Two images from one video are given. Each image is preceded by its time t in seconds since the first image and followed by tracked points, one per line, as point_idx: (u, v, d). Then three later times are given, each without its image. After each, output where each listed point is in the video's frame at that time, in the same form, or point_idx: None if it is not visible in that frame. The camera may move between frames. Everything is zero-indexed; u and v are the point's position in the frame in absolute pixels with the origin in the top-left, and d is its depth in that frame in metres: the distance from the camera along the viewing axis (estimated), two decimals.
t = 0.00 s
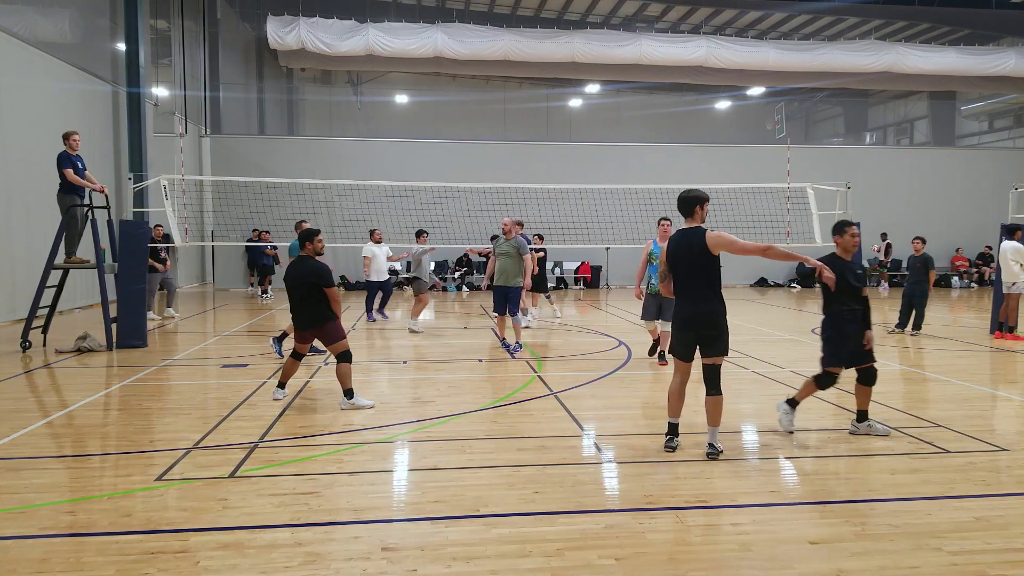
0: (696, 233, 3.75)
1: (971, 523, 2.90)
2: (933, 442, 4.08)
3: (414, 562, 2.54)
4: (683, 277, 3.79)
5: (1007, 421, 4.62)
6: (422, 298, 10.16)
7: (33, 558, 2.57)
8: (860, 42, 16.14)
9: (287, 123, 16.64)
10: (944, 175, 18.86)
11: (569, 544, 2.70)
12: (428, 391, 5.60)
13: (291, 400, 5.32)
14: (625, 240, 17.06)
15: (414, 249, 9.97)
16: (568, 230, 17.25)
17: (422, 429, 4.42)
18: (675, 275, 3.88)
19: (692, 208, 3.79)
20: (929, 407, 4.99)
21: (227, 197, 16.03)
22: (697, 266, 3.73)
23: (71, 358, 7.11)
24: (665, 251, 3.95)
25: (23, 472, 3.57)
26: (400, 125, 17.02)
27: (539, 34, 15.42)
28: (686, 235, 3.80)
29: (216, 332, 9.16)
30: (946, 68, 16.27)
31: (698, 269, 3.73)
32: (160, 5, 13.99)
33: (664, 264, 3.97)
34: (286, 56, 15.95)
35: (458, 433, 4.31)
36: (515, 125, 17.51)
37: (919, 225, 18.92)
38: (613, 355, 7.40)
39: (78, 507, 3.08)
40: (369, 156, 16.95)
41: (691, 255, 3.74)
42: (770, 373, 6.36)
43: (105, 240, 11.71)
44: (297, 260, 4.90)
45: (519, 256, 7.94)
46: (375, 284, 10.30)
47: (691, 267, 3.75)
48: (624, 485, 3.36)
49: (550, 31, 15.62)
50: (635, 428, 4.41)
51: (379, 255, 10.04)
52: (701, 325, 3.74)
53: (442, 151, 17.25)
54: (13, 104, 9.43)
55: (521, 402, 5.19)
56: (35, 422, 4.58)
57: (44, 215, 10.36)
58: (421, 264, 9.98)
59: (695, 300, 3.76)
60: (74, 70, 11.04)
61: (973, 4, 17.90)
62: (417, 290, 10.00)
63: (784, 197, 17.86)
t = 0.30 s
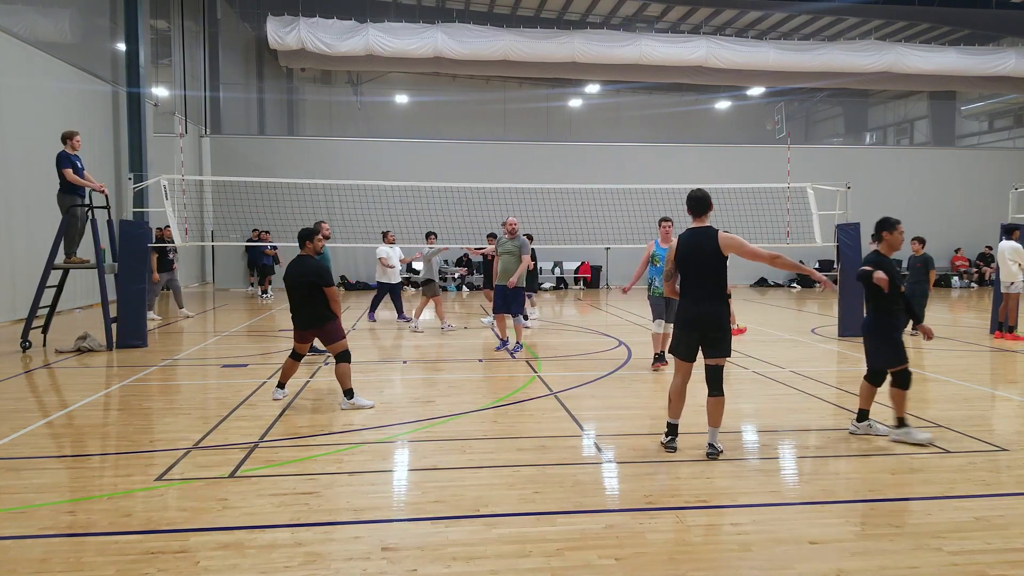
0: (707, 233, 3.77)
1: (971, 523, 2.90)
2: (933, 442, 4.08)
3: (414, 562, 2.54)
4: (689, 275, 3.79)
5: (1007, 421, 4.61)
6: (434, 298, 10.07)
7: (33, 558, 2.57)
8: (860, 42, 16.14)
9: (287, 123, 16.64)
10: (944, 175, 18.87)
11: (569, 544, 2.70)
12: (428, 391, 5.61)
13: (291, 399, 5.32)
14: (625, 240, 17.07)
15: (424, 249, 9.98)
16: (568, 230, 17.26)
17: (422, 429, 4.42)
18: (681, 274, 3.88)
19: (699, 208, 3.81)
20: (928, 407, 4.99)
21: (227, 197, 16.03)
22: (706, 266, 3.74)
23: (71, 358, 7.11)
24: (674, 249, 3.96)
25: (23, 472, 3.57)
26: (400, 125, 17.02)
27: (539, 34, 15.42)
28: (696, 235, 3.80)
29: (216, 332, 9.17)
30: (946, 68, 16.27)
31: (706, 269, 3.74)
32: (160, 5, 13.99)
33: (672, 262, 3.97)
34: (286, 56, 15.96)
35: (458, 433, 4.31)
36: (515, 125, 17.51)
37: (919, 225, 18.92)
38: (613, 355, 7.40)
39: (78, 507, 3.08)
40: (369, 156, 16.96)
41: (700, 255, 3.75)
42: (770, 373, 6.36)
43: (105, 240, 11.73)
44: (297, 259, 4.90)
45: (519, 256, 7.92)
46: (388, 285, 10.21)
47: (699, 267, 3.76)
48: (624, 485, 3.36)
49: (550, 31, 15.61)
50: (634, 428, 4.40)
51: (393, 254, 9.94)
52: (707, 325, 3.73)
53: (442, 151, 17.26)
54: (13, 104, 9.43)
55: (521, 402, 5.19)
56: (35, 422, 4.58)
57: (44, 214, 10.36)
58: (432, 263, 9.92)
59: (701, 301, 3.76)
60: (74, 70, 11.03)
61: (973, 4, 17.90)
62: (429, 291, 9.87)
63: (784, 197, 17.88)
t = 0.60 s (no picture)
0: (707, 234, 3.77)
1: (971, 523, 2.90)
2: (933, 442, 4.08)
3: (414, 562, 2.54)
4: (688, 275, 3.78)
5: (1007, 421, 4.62)
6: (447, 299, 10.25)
7: (33, 558, 2.57)
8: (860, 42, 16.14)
9: (287, 123, 16.64)
10: (944, 175, 18.87)
11: (569, 544, 2.70)
12: (428, 391, 5.61)
13: (291, 399, 5.32)
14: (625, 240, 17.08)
15: (438, 249, 10.04)
16: (568, 230, 17.27)
17: (422, 429, 4.42)
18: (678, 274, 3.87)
19: (698, 209, 3.81)
20: (928, 407, 4.99)
21: (227, 197, 16.03)
22: (705, 267, 3.74)
23: (71, 358, 7.11)
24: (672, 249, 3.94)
25: (23, 472, 3.57)
26: (400, 125, 17.01)
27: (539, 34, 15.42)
28: (695, 235, 3.80)
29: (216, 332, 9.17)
30: (946, 68, 16.26)
31: (705, 270, 3.74)
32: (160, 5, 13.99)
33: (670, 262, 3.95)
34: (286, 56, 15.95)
35: (457, 433, 4.31)
36: (515, 125, 17.51)
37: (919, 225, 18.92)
38: (613, 355, 7.41)
39: (78, 507, 3.08)
40: (369, 156, 16.96)
41: (699, 255, 3.75)
42: (770, 373, 6.37)
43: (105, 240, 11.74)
44: (297, 259, 4.90)
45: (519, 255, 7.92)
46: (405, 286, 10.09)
47: (698, 267, 3.75)
48: (624, 485, 3.36)
49: (550, 31, 15.61)
50: (634, 429, 4.40)
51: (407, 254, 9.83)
52: (704, 326, 3.74)
53: (441, 151, 17.25)
54: (13, 104, 9.42)
55: (521, 402, 5.19)
56: (35, 422, 4.58)
57: (44, 214, 10.36)
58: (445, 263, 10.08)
59: (699, 301, 3.75)
60: (74, 70, 11.04)
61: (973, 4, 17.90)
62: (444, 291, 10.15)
63: (784, 197, 17.89)
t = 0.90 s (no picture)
0: (696, 234, 3.78)
1: (971, 523, 2.90)
2: (933, 442, 4.08)
3: (414, 562, 2.54)
4: (678, 275, 3.77)
5: (1007, 421, 4.61)
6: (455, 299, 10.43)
7: (33, 558, 2.57)
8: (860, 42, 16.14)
9: (287, 123, 16.64)
10: (944, 175, 18.87)
11: (569, 544, 2.70)
12: (428, 391, 5.61)
13: (291, 399, 5.32)
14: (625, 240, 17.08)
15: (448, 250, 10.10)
16: (568, 230, 17.28)
17: (422, 429, 4.42)
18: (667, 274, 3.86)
19: (687, 209, 3.82)
20: (929, 407, 4.99)
21: (227, 197, 16.03)
22: (695, 267, 3.75)
23: (71, 358, 7.11)
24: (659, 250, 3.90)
25: (23, 472, 3.57)
26: (400, 125, 17.02)
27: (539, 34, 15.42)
28: (685, 235, 3.80)
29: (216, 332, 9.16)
30: (946, 68, 16.26)
31: (694, 270, 3.75)
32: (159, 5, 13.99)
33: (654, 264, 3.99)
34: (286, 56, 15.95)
35: (457, 433, 4.31)
36: (515, 125, 17.51)
37: (919, 225, 18.93)
38: (613, 355, 7.41)
39: (78, 507, 3.08)
40: (369, 156, 16.96)
41: (689, 255, 3.76)
42: (770, 373, 6.37)
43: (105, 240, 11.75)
44: (298, 259, 4.88)
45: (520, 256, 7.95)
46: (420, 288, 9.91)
47: (688, 267, 3.76)
48: (624, 485, 3.36)
49: (550, 31, 15.61)
50: (635, 429, 4.40)
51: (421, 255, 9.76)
52: (695, 326, 3.74)
53: (441, 151, 17.25)
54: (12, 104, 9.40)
55: (521, 402, 5.19)
56: (35, 422, 4.58)
57: (43, 214, 10.34)
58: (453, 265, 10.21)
59: (689, 301, 3.75)
60: (74, 70, 11.03)
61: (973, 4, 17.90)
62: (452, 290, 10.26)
63: (784, 197, 17.90)
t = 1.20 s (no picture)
0: (684, 235, 3.78)
1: (970, 523, 2.90)
2: (933, 442, 4.08)
3: (413, 562, 2.54)
4: (668, 276, 3.76)
5: (1007, 421, 4.61)
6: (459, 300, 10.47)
7: (33, 558, 2.57)
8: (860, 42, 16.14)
9: (287, 122, 16.65)
10: (944, 175, 18.87)
11: (569, 544, 2.70)
12: (428, 391, 5.61)
13: (291, 400, 5.32)
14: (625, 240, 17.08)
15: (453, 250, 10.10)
16: (568, 229, 17.28)
17: (422, 429, 4.42)
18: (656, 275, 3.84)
19: (676, 210, 3.80)
20: (929, 407, 4.99)
21: (227, 197, 16.02)
22: (683, 268, 3.76)
23: (71, 358, 7.11)
24: (645, 249, 3.86)
25: (23, 472, 3.57)
26: (400, 125, 17.02)
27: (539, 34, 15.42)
28: (673, 236, 3.79)
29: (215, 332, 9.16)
30: (946, 68, 16.26)
31: (683, 270, 3.76)
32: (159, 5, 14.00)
33: (641, 262, 3.88)
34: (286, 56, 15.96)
35: (457, 433, 4.31)
36: (515, 124, 17.50)
37: (919, 225, 18.93)
38: (613, 355, 7.41)
39: (78, 507, 3.08)
40: (369, 156, 16.96)
41: (679, 256, 3.75)
42: (770, 373, 6.37)
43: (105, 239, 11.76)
44: (298, 259, 4.87)
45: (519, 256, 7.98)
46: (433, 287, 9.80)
47: (677, 268, 3.76)
48: (624, 485, 3.36)
49: (550, 31, 15.60)
50: (635, 429, 4.39)
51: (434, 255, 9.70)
52: (685, 327, 3.75)
53: (441, 150, 17.25)
54: (11, 104, 9.39)
55: (521, 402, 5.19)
56: (35, 422, 4.58)
57: (42, 215, 10.33)
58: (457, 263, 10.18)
59: (679, 302, 3.75)
60: (74, 70, 11.04)
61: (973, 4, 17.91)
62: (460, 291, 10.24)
63: (784, 197, 17.91)
